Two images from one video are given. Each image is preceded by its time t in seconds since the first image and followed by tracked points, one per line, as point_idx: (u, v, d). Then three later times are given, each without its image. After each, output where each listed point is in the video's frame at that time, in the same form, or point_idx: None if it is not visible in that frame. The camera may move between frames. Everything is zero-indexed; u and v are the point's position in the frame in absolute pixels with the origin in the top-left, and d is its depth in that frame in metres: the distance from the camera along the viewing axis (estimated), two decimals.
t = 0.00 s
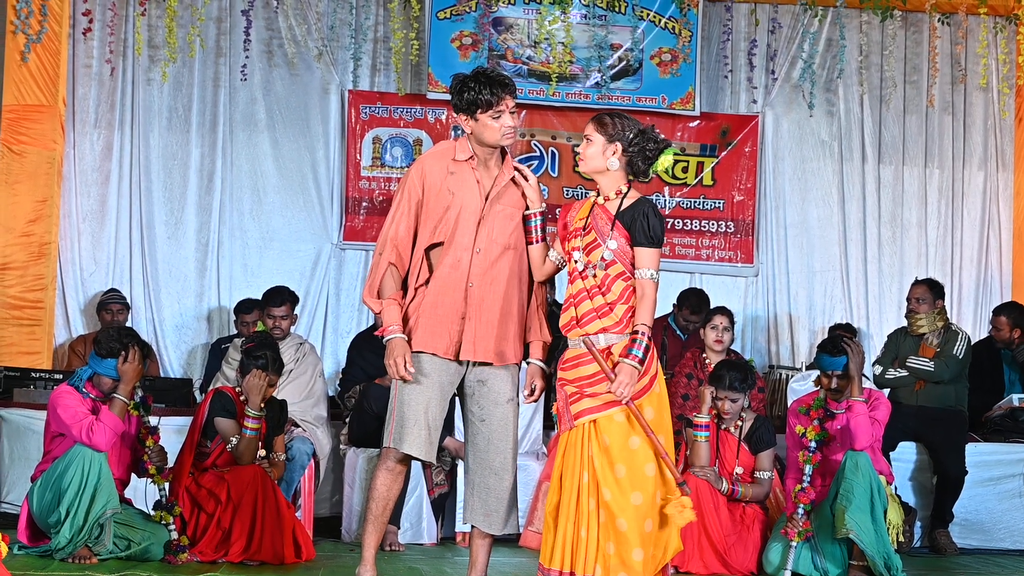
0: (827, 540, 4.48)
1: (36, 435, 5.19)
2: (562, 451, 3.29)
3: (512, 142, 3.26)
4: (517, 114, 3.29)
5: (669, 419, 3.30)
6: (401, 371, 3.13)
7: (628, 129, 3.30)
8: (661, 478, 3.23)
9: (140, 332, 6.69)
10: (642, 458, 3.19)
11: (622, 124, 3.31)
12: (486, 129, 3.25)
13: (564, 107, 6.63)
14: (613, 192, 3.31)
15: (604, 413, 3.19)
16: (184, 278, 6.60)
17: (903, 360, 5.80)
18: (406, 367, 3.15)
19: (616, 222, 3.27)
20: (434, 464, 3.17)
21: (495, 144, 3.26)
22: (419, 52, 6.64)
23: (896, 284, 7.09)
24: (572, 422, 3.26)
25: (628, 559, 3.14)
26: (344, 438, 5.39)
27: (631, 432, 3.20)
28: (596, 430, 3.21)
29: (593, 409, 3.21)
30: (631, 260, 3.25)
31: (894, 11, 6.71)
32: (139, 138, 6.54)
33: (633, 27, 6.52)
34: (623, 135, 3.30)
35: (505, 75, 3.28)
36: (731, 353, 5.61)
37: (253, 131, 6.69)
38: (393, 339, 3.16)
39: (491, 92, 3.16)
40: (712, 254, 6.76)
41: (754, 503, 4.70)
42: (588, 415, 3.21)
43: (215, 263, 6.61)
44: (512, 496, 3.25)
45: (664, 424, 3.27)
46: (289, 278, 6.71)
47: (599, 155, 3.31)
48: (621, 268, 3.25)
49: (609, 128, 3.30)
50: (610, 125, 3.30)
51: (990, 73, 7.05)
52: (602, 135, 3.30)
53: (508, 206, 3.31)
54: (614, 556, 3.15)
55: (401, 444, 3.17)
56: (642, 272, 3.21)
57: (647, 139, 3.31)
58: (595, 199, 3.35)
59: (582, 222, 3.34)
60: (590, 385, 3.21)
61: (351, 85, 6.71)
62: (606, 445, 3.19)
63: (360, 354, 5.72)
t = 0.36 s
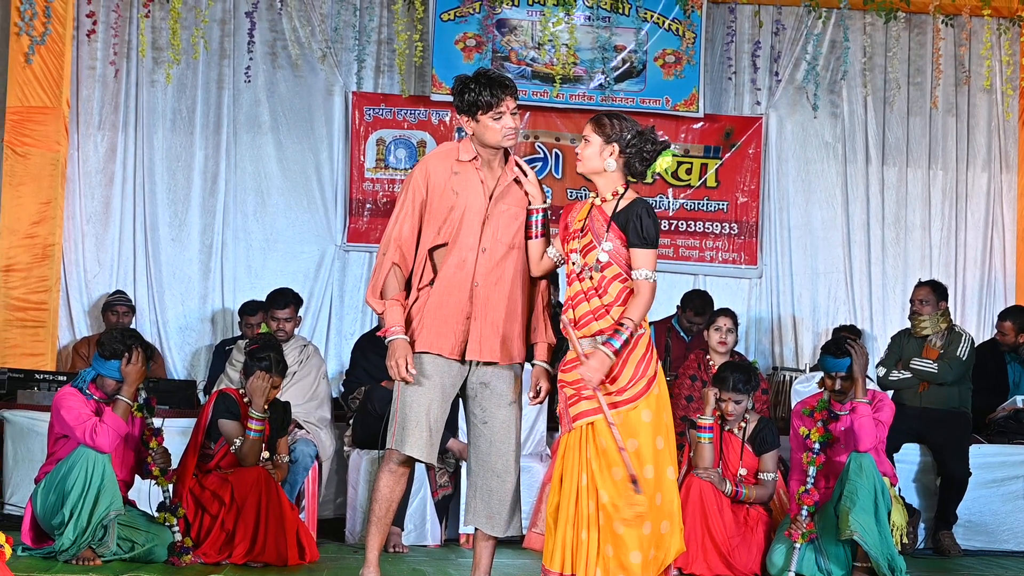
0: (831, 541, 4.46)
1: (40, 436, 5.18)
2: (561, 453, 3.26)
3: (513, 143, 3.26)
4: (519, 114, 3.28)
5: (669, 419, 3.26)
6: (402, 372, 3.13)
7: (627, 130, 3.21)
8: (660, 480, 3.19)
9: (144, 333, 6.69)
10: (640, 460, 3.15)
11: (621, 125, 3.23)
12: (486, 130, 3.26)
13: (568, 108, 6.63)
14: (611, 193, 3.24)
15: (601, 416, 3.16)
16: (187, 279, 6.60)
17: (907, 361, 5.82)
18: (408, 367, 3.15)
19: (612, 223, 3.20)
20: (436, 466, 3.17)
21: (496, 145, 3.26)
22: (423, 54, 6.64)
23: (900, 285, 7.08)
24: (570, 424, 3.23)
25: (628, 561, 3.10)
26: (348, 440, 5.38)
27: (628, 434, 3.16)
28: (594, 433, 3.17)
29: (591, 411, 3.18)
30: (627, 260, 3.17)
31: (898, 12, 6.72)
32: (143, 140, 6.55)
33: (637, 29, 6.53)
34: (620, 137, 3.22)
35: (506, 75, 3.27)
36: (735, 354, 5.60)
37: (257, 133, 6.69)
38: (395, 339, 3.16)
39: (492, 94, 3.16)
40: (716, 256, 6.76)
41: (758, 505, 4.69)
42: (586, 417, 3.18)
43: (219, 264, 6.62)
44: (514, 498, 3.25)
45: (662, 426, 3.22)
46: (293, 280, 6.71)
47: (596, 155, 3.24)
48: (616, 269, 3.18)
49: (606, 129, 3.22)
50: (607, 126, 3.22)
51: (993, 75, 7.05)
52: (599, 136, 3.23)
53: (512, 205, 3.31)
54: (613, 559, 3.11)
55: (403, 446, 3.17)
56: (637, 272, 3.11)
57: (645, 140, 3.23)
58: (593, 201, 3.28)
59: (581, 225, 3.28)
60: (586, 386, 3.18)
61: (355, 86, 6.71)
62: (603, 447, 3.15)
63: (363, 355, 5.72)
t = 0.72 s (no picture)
0: (829, 541, 4.48)
1: (38, 436, 5.18)
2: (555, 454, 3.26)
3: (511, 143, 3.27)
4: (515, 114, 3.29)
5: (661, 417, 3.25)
6: (406, 370, 3.13)
7: (614, 131, 3.19)
8: (653, 479, 3.18)
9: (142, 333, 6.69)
10: (632, 460, 3.14)
11: (609, 125, 3.20)
12: (484, 129, 3.26)
13: (567, 108, 6.63)
14: (597, 193, 3.20)
15: (593, 416, 3.15)
16: (186, 279, 6.60)
17: (906, 361, 5.81)
18: (410, 368, 3.15)
19: (597, 223, 3.16)
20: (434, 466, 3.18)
21: (493, 144, 3.27)
22: (422, 53, 6.64)
23: (899, 285, 7.09)
24: (563, 424, 3.23)
25: (621, 561, 3.11)
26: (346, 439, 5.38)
27: (620, 433, 3.15)
28: (586, 433, 3.17)
29: (584, 412, 3.17)
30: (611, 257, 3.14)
31: (897, 12, 6.72)
32: (141, 140, 6.55)
33: (636, 28, 6.52)
34: (607, 136, 3.19)
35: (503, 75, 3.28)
36: (734, 354, 5.59)
37: (256, 132, 6.68)
38: (398, 337, 3.16)
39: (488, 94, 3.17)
40: (715, 256, 6.77)
41: (756, 505, 4.69)
42: (579, 418, 3.18)
43: (217, 264, 6.62)
44: (511, 498, 3.25)
45: (655, 425, 3.21)
46: (291, 279, 6.70)
47: (584, 155, 3.21)
48: (604, 269, 3.14)
49: (593, 128, 3.19)
50: (596, 126, 3.19)
51: (992, 74, 7.05)
52: (587, 135, 3.20)
53: (511, 205, 3.32)
54: (608, 558, 3.12)
55: (402, 446, 3.17)
56: (623, 271, 3.09)
57: (633, 141, 3.20)
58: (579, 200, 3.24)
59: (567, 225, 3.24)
60: (577, 387, 3.18)
61: (354, 86, 6.71)
62: (595, 448, 3.15)
63: (362, 354, 5.72)
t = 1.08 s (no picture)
0: (826, 540, 4.49)
1: (35, 435, 5.18)
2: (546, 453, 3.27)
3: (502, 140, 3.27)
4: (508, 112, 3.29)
5: (652, 414, 3.25)
6: (402, 370, 3.09)
7: (598, 132, 3.19)
8: (645, 476, 3.18)
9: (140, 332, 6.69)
10: (622, 458, 3.14)
11: (593, 125, 3.20)
12: (476, 126, 3.26)
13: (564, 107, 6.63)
14: (579, 192, 3.22)
15: (583, 415, 3.15)
16: (182, 278, 6.60)
17: (903, 360, 5.77)
18: (406, 365, 3.11)
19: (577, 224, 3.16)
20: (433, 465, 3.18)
21: (485, 140, 3.26)
22: (419, 52, 6.64)
23: (896, 283, 7.09)
24: (553, 425, 3.23)
25: (614, 560, 3.11)
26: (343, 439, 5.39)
27: (610, 433, 3.15)
28: (576, 433, 3.17)
29: (574, 412, 3.17)
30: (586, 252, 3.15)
31: (894, 11, 6.72)
32: (138, 139, 6.54)
33: (632, 27, 6.52)
34: (591, 137, 3.19)
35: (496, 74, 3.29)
36: (731, 353, 5.58)
37: (252, 132, 6.68)
38: (394, 337, 3.13)
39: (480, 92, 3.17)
40: (712, 255, 6.77)
41: (753, 503, 4.68)
42: (569, 418, 3.18)
43: (214, 263, 6.62)
44: (509, 497, 3.24)
45: (645, 423, 3.21)
46: (288, 279, 6.70)
47: (566, 154, 3.22)
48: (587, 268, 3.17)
49: (577, 128, 3.20)
50: (580, 126, 3.19)
51: (989, 73, 7.05)
52: (571, 135, 3.20)
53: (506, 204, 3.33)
54: (601, 558, 3.12)
55: (400, 446, 3.17)
56: (582, 260, 3.10)
57: (616, 142, 3.22)
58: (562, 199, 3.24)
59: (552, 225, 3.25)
60: (567, 388, 3.18)
61: (350, 85, 6.71)
62: (586, 447, 3.15)
63: (358, 353, 5.72)
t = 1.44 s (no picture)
0: (825, 536, 4.49)
1: (33, 432, 5.18)
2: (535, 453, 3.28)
3: (491, 130, 3.23)
4: (500, 104, 3.25)
5: (640, 409, 3.26)
6: (396, 363, 3.08)
7: (581, 132, 3.19)
8: (634, 472, 3.19)
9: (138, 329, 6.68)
10: (611, 455, 3.15)
11: (578, 125, 3.21)
12: (465, 118, 3.24)
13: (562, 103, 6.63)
14: (555, 188, 3.23)
15: (571, 413, 3.16)
16: (181, 275, 6.59)
17: (902, 356, 5.80)
18: (400, 357, 3.10)
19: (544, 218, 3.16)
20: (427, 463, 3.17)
21: (474, 133, 3.23)
22: (417, 49, 6.63)
23: (894, 279, 7.10)
24: (542, 424, 3.24)
25: (606, 558, 3.12)
26: (342, 435, 5.39)
27: (599, 430, 3.16)
28: (565, 432, 3.18)
29: (562, 410, 3.18)
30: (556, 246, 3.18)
31: (892, 7, 6.72)
32: (136, 136, 6.54)
33: (631, 23, 6.52)
34: (575, 137, 3.19)
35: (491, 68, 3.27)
36: (730, 349, 5.56)
37: (251, 128, 6.67)
38: (388, 330, 3.11)
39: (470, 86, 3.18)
40: (710, 251, 6.77)
41: (752, 499, 4.67)
42: (557, 417, 3.19)
43: (213, 260, 6.61)
44: (501, 494, 3.25)
45: (634, 418, 3.22)
46: (287, 275, 6.70)
47: (547, 153, 3.22)
48: (565, 265, 3.19)
49: (561, 127, 3.20)
50: (564, 124, 3.19)
51: (988, 69, 7.05)
52: (555, 133, 3.21)
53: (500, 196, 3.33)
54: (593, 555, 3.13)
55: (395, 444, 3.16)
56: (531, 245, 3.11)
57: (599, 146, 3.22)
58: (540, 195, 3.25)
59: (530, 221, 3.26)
60: (554, 387, 3.19)
61: (349, 81, 6.70)
62: (575, 445, 3.16)
63: (357, 350, 5.73)
